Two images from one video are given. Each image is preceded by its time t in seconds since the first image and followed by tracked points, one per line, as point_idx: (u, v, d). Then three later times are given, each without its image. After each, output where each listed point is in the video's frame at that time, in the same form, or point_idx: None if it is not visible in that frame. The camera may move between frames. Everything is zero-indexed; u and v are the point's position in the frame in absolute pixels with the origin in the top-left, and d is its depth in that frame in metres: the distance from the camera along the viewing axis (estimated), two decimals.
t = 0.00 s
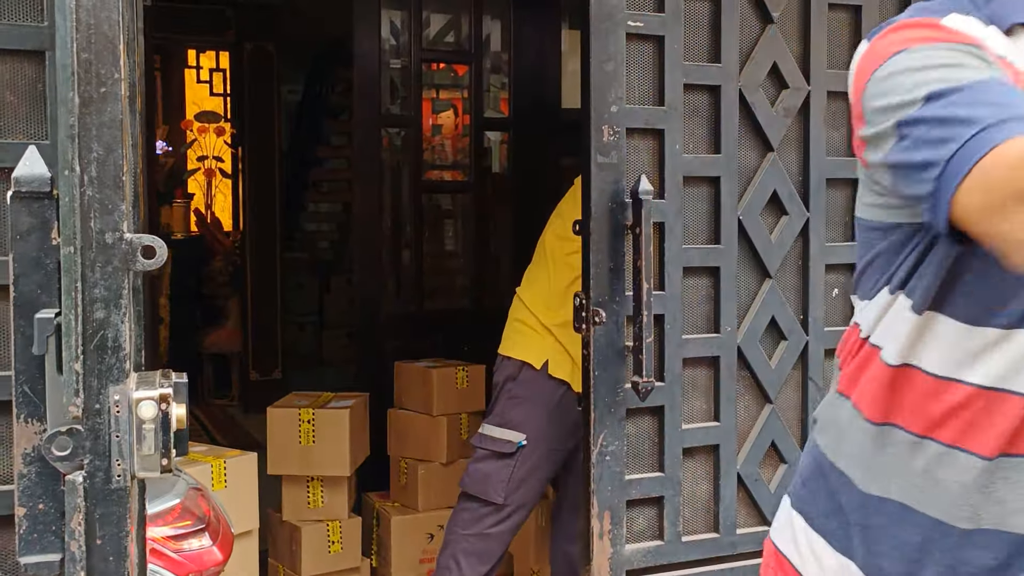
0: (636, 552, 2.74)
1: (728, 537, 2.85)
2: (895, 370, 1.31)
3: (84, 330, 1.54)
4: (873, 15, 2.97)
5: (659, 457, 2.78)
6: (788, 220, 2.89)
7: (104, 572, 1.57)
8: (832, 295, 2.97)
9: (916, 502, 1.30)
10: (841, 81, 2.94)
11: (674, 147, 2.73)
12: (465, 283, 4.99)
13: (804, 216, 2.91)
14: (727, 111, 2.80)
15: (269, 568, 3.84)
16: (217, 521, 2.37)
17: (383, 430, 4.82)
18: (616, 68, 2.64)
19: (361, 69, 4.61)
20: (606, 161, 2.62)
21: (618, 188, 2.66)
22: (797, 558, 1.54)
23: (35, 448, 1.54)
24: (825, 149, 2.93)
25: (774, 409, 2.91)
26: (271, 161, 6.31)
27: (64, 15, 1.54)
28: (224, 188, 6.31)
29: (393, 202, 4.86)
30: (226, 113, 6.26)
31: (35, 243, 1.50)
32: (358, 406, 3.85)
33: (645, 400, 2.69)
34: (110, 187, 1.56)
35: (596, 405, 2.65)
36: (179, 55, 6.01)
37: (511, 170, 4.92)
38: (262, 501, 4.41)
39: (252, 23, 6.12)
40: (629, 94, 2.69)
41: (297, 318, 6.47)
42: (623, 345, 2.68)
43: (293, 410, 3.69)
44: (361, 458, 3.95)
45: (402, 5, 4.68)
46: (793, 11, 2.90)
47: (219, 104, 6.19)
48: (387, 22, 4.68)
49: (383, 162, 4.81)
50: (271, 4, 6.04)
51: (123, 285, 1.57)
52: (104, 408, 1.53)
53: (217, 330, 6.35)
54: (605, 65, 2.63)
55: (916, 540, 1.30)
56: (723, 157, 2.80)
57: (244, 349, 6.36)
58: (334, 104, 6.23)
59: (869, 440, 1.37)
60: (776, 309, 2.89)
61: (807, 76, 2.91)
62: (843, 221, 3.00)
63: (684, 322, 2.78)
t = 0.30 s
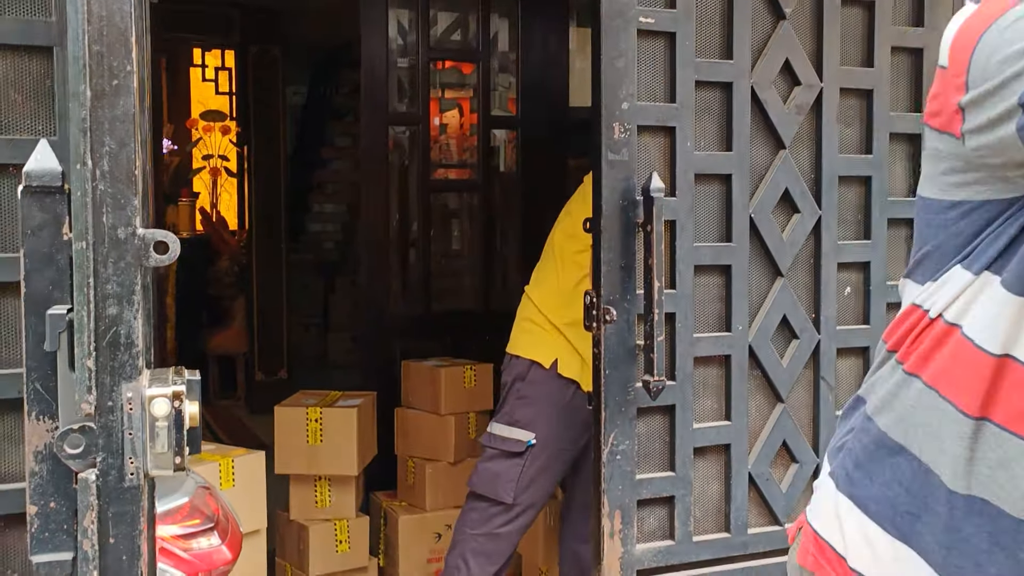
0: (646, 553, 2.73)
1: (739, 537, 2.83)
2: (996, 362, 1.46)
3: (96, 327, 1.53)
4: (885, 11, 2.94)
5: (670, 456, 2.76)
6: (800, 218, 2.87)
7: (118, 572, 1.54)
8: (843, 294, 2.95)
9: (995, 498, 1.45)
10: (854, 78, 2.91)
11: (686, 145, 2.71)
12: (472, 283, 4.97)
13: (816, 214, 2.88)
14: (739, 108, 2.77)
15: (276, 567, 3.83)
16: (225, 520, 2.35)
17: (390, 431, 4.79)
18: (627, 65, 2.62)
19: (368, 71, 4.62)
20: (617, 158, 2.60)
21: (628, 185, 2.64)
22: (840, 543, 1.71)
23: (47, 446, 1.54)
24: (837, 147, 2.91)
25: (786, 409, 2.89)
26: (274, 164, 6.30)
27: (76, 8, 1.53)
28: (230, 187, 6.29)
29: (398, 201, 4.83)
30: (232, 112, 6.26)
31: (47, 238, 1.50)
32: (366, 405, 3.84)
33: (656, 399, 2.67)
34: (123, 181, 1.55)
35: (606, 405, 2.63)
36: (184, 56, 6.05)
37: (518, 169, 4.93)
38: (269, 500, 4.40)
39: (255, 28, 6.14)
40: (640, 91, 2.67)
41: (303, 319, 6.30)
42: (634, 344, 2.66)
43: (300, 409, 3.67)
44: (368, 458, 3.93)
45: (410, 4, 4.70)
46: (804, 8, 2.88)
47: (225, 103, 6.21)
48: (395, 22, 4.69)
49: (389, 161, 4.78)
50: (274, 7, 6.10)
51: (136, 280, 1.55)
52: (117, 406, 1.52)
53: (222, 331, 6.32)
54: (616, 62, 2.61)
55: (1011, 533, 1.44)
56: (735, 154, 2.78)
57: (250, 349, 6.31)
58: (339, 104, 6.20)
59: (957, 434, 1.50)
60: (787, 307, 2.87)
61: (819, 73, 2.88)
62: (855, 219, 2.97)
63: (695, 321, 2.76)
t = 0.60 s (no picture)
0: (652, 550, 2.72)
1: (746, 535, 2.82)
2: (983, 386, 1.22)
3: (100, 322, 1.53)
4: (895, 5, 2.92)
5: (677, 454, 2.75)
6: (808, 214, 2.86)
7: (122, 569, 1.54)
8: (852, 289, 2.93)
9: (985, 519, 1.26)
10: (863, 72, 2.89)
11: (693, 140, 2.70)
12: (479, 279, 4.95)
13: (824, 210, 2.87)
14: (746, 104, 2.76)
15: (283, 563, 3.84)
16: (232, 515, 2.35)
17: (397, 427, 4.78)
18: (634, 59, 2.61)
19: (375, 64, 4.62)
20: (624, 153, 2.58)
21: (635, 181, 2.63)
22: (855, 526, 1.52)
23: (51, 442, 1.53)
24: (845, 142, 2.89)
25: (794, 405, 2.88)
26: (284, 157, 6.25)
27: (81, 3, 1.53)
28: (237, 182, 6.33)
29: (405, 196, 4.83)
30: (239, 107, 6.29)
31: (52, 233, 1.49)
32: (373, 402, 3.83)
33: (664, 396, 2.65)
34: (127, 176, 1.54)
35: (613, 401, 2.62)
36: (192, 51, 6.12)
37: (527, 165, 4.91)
38: (276, 496, 4.41)
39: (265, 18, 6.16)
40: (647, 86, 2.66)
41: (310, 313, 6.25)
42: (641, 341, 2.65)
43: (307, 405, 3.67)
44: (376, 454, 3.93)
45: None
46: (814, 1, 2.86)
47: (230, 99, 6.25)
48: (401, 17, 4.66)
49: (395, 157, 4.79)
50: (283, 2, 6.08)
51: (140, 276, 1.55)
52: (122, 401, 1.52)
53: (230, 325, 6.32)
54: (623, 56, 2.60)
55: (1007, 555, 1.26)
56: (742, 150, 2.76)
57: (257, 344, 6.29)
58: (347, 99, 6.05)
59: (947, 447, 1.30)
60: (795, 304, 2.86)
61: (827, 68, 2.86)
62: (863, 214, 2.96)
63: (702, 317, 2.75)
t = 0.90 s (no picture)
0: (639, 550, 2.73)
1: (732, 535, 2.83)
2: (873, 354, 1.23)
3: (81, 319, 1.53)
4: (879, 8, 2.94)
5: (663, 454, 2.76)
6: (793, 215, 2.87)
7: (104, 567, 1.56)
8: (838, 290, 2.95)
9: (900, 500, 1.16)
10: (847, 75, 2.92)
11: (679, 142, 2.71)
12: (468, 282, 4.96)
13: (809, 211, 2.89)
14: (732, 106, 2.77)
15: (271, 565, 3.84)
16: (218, 517, 2.35)
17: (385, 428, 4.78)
18: (620, 61, 2.62)
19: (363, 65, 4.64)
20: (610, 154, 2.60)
21: (621, 182, 2.64)
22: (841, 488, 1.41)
23: (33, 439, 1.55)
24: (830, 144, 2.91)
25: (779, 406, 2.89)
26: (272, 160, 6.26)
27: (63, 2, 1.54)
28: (227, 186, 6.34)
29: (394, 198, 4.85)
30: (229, 110, 6.29)
31: (33, 231, 1.49)
32: (361, 403, 3.84)
33: (650, 397, 2.66)
34: (108, 174, 1.55)
35: (599, 402, 2.63)
36: (181, 54, 6.12)
37: (516, 168, 4.92)
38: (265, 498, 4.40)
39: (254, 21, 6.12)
40: (633, 88, 2.67)
41: (300, 316, 6.24)
42: (627, 341, 2.66)
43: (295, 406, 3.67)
44: (364, 456, 3.94)
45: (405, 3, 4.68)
46: (798, 4, 2.89)
47: (220, 101, 6.26)
48: (390, 20, 4.68)
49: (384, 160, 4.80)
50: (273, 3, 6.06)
51: (122, 273, 1.56)
52: (103, 399, 1.53)
53: (219, 327, 6.33)
54: (608, 58, 2.61)
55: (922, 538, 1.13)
56: (728, 151, 2.78)
57: (246, 346, 6.28)
58: (336, 102, 6.00)
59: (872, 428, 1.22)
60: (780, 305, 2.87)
61: (812, 70, 2.88)
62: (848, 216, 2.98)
63: (688, 318, 2.76)
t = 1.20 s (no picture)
0: (600, 550, 2.76)
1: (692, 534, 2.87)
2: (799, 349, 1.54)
3: (38, 322, 1.55)
4: (832, 17, 3.01)
5: (624, 455, 2.80)
6: (750, 219, 2.93)
7: (62, 567, 1.56)
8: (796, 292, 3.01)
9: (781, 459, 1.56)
10: (803, 81, 2.98)
11: (638, 146, 2.76)
12: (433, 286, 4.97)
13: (766, 215, 2.94)
14: (690, 111, 2.83)
15: (236, 570, 3.83)
16: (181, 521, 2.36)
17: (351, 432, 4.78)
18: (579, 68, 2.67)
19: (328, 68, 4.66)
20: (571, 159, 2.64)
21: (582, 186, 2.68)
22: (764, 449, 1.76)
23: None
24: (786, 149, 2.97)
25: (738, 406, 2.94)
26: (237, 164, 6.23)
27: (19, 8, 1.54)
28: (193, 190, 6.27)
29: (360, 204, 4.87)
30: (195, 115, 6.22)
31: None
32: (326, 406, 3.84)
33: (610, 398, 2.70)
34: (65, 178, 1.56)
35: (561, 404, 2.67)
36: (146, 58, 6.04)
37: (481, 172, 4.94)
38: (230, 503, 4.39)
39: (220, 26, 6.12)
40: (592, 94, 2.72)
41: (266, 319, 6.27)
42: (587, 343, 2.70)
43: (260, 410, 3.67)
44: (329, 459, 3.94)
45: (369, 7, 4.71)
46: (754, 12, 2.95)
47: (187, 106, 6.18)
48: (354, 24, 4.70)
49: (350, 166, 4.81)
50: (238, 7, 6.05)
51: (79, 276, 1.56)
52: (60, 400, 1.54)
53: (185, 332, 6.25)
54: (568, 64, 2.66)
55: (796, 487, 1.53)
56: (686, 156, 2.83)
57: (212, 351, 6.25)
58: (304, 107, 6.16)
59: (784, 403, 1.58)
60: (739, 306, 2.92)
61: (768, 77, 2.95)
62: (804, 219, 3.04)
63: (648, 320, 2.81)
